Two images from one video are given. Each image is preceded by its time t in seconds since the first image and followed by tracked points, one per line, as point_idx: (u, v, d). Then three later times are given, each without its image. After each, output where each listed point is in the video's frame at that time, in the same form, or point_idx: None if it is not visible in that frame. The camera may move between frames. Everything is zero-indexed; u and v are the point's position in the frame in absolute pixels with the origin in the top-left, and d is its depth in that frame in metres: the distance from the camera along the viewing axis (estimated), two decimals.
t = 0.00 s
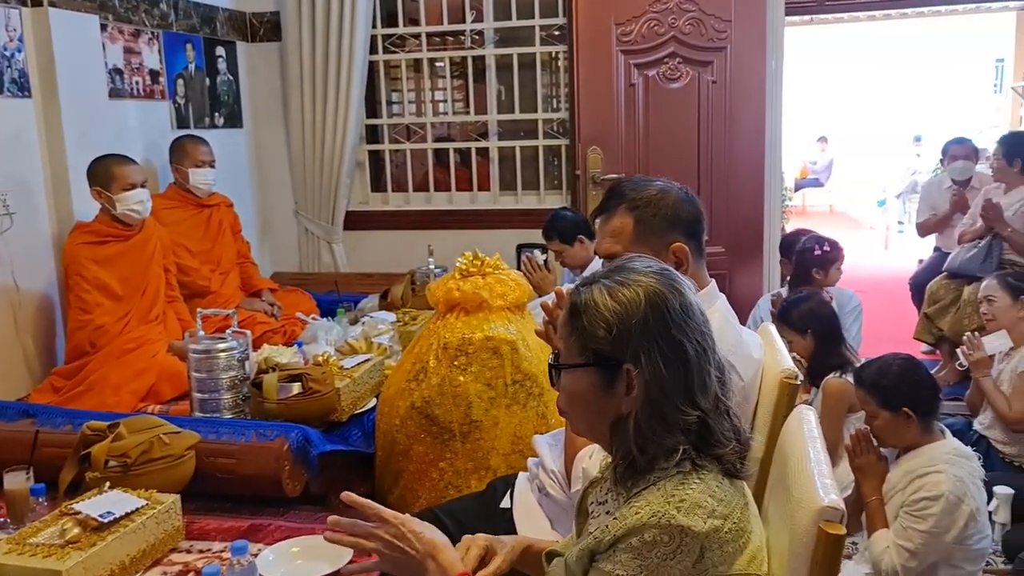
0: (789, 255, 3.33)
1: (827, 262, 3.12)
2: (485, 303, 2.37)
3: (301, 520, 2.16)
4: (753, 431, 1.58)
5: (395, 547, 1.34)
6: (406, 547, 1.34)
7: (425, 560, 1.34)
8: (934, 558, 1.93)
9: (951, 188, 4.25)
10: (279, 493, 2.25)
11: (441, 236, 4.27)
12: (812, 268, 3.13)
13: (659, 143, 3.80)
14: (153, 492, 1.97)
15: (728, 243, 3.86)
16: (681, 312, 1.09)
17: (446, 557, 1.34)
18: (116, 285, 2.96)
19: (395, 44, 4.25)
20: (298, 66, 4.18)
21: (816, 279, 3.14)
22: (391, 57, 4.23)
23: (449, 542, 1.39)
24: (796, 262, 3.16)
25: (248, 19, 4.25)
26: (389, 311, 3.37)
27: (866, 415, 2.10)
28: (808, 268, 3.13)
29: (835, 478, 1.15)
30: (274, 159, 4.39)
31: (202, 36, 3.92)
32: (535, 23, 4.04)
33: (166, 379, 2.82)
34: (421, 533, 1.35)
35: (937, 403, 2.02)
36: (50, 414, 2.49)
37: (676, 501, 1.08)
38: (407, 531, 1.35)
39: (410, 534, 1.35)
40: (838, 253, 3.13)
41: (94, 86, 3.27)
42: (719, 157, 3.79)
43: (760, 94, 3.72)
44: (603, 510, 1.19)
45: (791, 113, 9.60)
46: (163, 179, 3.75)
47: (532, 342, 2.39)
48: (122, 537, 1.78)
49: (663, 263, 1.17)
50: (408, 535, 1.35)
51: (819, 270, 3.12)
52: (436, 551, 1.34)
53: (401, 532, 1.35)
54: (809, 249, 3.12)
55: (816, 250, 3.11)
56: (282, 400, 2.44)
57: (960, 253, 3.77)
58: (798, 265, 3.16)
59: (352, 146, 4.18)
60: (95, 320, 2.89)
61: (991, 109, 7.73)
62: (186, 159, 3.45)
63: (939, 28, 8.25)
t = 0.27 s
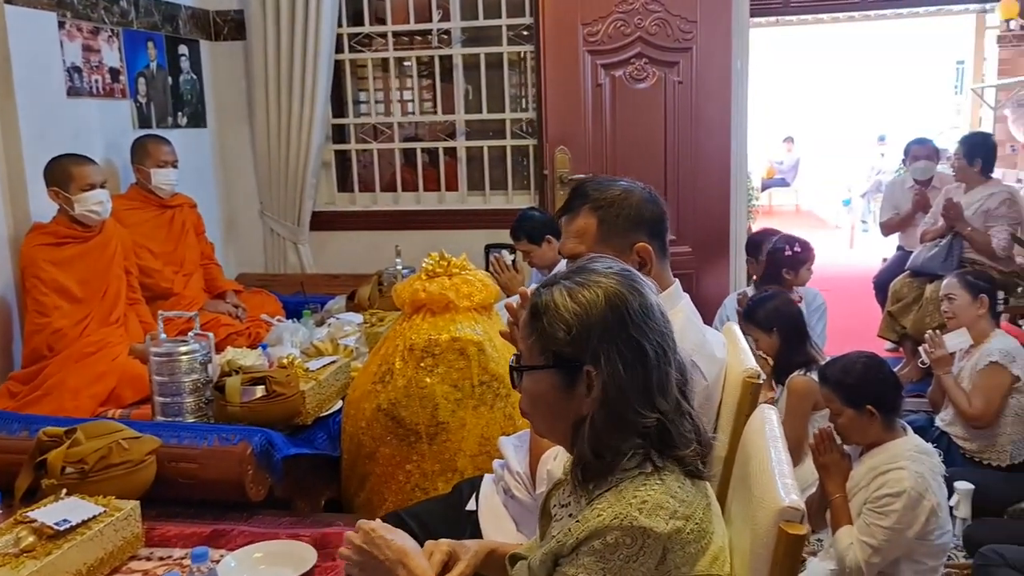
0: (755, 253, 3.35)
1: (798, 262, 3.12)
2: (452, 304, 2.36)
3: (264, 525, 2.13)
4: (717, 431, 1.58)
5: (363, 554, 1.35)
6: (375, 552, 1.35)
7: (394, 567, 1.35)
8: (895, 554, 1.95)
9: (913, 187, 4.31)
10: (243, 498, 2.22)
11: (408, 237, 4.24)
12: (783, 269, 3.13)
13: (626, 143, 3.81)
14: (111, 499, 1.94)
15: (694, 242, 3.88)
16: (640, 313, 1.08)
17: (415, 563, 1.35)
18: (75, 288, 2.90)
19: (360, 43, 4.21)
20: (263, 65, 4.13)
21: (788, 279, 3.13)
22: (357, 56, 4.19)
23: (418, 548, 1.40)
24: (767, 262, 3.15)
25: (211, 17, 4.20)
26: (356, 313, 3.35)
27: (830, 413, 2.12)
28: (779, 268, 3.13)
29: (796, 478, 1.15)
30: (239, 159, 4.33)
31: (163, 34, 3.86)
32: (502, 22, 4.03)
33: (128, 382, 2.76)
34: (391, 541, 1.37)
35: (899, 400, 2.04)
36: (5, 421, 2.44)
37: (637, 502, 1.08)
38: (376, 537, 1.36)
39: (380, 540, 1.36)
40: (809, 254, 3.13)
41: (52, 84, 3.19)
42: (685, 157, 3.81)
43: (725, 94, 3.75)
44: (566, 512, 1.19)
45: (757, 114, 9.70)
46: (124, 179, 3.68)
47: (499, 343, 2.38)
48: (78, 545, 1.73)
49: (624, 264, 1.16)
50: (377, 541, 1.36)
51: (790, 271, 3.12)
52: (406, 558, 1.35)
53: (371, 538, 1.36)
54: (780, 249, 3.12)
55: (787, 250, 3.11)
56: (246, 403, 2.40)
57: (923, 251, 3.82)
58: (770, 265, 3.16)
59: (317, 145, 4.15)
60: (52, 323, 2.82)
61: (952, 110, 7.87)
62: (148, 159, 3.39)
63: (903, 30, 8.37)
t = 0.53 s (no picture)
0: (727, 251, 3.36)
1: (779, 262, 3.11)
2: (425, 303, 2.34)
3: (235, 528, 2.11)
4: (688, 428, 1.59)
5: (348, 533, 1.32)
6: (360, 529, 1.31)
7: (378, 549, 1.31)
8: (865, 549, 1.97)
9: (883, 185, 4.35)
10: (213, 500, 2.19)
11: (382, 236, 4.22)
12: (763, 268, 3.12)
13: (599, 142, 3.81)
14: (78, 503, 1.91)
15: (667, 241, 3.89)
16: (607, 312, 1.08)
17: (399, 549, 1.30)
18: (41, 288, 2.84)
19: (333, 41, 4.18)
20: (234, 62, 4.09)
21: (767, 278, 3.13)
22: (329, 54, 4.16)
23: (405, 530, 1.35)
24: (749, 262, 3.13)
25: (180, 14, 4.15)
26: (329, 312, 3.33)
27: (802, 409, 2.13)
28: (760, 268, 3.11)
29: (764, 476, 1.16)
30: (209, 158, 4.29)
31: (132, 31, 3.81)
32: (475, 21, 4.02)
33: (95, 384, 2.73)
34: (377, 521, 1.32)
35: (868, 396, 2.06)
36: None
37: (608, 500, 1.07)
38: (361, 517, 1.32)
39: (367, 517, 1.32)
40: (788, 253, 3.13)
41: (17, 82, 3.13)
42: (658, 156, 3.82)
43: (697, 93, 3.76)
44: (537, 512, 1.18)
45: (731, 112, 9.76)
46: (92, 178, 3.63)
47: (472, 342, 2.37)
48: (44, 550, 1.70)
49: (591, 262, 1.16)
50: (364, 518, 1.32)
51: (770, 270, 3.12)
52: (390, 542, 1.30)
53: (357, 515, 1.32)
54: (760, 249, 3.11)
55: (767, 250, 3.10)
56: (216, 405, 2.38)
57: (893, 249, 3.86)
58: (751, 264, 3.15)
59: (289, 144, 4.12)
60: (17, 325, 2.74)
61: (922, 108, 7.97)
62: (116, 158, 3.34)
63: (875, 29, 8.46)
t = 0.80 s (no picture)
0: (702, 246, 3.34)
1: (759, 258, 3.14)
2: (399, 300, 2.33)
3: (207, 529, 2.08)
4: (661, 423, 1.59)
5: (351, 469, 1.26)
6: (361, 472, 1.25)
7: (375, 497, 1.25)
8: (838, 541, 1.98)
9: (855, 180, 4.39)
10: (185, 501, 2.17)
11: (357, 233, 4.19)
12: (744, 265, 3.15)
13: (574, 138, 3.81)
14: (45, 506, 1.87)
15: (643, 237, 3.90)
16: (574, 309, 1.08)
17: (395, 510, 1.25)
18: (8, 289, 2.80)
19: (306, 37, 4.15)
20: (205, 58, 4.05)
21: (748, 275, 3.16)
22: (302, 50, 4.13)
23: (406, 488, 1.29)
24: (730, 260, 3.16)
25: (150, 9, 4.10)
26: (303, 310, 3.30)
27: (775, 404, 2.14)
28: (740, 265, 3.14)
29: (736, 470, 1.16)
30: (181, 155, 4.24)
31: (100, 26, 3.75)
32: (449, 16, 4.00)
33: (63, 386, 2.69)
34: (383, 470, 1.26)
35: (841, 390, 2.08)
36: None
37: (580, 495, 1.07)
38: (368, 460, 1.25)
39: (374, 460, 1.26)
40: (767, 248, 3.15)
41: None
42: (633, 153, 3.83)
43: (671, 89, 3.78)
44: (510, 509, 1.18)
45: (705, 109, 9.81)
46: (60, 176, 3.57)
47: (447, 339, 2.36)
48: (10, 555, 1.67)
49: (558, 260, 1.15)
50: (370, 460, 1.25)
51: (751, 267, 3.15)
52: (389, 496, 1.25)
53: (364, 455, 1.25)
54: (741, 246, 3.13)
55: (747, 246, 3.12)
56: (187, 405, 2.35)
57: (865, 243, 3.89)
58: (731, 262, 3.17)
59: (262, 141, 4.08)
60: None
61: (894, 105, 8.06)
62: (85, 156, 3.28)
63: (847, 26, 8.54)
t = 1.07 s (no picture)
0: (674, 242, 3.31)
1: (733, 254, 3.17)
2: (370, 299, 2.31)
3: (176, 532, 2.06)
4: (632, 419, 1.59)
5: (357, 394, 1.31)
6: (365, 411, 1.30)
7: (370, 430, 1.30)
8: (808, 535, 2.00)
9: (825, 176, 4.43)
10: (154, 504, 2.14)
11: (328, 232, 4.16)
12: (718, 261, 3.18)
13: (546, 135, 3.81)
14: (9, 511, 1.84)
15: (616, 234, 3.91)
16: (535, 312, 1.07)
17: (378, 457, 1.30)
18: None
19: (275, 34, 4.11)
20: (172, 55, 3.99)
21: (723, 271, 3.19)
22: (271, 46, 4.08)
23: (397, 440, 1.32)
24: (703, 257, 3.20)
25: (116, 6, 4.04)
26: (275, 309, 3.28)
27: (746, 398, 2.15)
28: (715, 262, 3.18)
29: (705, 465, 1.16)
30: (148, 153, 4.18)
31: (64, 22, 3.68)
32: (420, 13, 3.98)
33: (28, 388, 2.64)
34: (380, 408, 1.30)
35: (811, 384, 2.09)
36: None
37: (549, 488, 1.07)
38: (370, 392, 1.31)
39: (378, 402, 1.30)
40: (741, 244, 3.19)
41: None
42: (605, 150, 3.83)
43: (642, 86, 3.79)
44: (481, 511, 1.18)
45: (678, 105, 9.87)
46: (24, 175, 3.50)
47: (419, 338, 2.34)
48: None
49: (520, 261, 1.15)
50: (374, 401, 1.30)
51: (725, 263, 3.18)
52: (384, 430, 1.30)
53: (371, 395, 1.29)
54: (715, 242, 3.16)
55: (721, 243, 3.15)
56: (156, 406, 2.33)
57: (835, 238, 3.93)
58: (705, 259, 3.21)
59: (231, 139, 4.04)
60: None
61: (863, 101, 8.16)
62: (49, 154, 3.22)
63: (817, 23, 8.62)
